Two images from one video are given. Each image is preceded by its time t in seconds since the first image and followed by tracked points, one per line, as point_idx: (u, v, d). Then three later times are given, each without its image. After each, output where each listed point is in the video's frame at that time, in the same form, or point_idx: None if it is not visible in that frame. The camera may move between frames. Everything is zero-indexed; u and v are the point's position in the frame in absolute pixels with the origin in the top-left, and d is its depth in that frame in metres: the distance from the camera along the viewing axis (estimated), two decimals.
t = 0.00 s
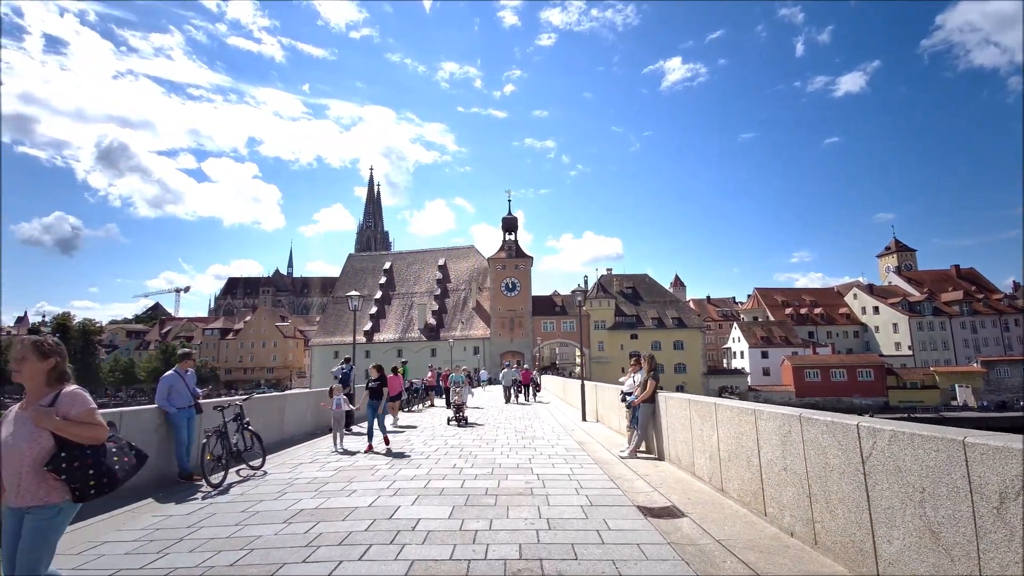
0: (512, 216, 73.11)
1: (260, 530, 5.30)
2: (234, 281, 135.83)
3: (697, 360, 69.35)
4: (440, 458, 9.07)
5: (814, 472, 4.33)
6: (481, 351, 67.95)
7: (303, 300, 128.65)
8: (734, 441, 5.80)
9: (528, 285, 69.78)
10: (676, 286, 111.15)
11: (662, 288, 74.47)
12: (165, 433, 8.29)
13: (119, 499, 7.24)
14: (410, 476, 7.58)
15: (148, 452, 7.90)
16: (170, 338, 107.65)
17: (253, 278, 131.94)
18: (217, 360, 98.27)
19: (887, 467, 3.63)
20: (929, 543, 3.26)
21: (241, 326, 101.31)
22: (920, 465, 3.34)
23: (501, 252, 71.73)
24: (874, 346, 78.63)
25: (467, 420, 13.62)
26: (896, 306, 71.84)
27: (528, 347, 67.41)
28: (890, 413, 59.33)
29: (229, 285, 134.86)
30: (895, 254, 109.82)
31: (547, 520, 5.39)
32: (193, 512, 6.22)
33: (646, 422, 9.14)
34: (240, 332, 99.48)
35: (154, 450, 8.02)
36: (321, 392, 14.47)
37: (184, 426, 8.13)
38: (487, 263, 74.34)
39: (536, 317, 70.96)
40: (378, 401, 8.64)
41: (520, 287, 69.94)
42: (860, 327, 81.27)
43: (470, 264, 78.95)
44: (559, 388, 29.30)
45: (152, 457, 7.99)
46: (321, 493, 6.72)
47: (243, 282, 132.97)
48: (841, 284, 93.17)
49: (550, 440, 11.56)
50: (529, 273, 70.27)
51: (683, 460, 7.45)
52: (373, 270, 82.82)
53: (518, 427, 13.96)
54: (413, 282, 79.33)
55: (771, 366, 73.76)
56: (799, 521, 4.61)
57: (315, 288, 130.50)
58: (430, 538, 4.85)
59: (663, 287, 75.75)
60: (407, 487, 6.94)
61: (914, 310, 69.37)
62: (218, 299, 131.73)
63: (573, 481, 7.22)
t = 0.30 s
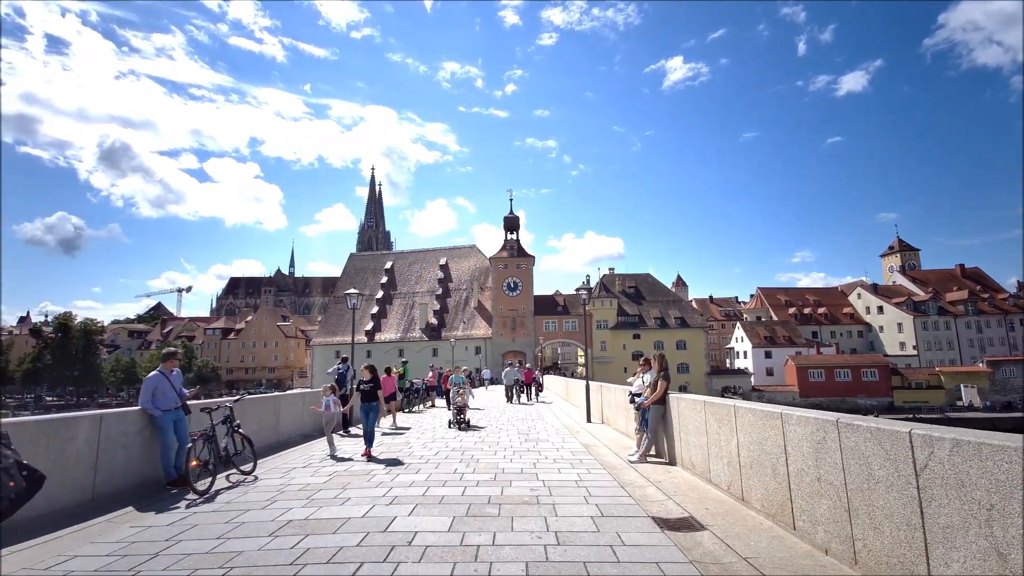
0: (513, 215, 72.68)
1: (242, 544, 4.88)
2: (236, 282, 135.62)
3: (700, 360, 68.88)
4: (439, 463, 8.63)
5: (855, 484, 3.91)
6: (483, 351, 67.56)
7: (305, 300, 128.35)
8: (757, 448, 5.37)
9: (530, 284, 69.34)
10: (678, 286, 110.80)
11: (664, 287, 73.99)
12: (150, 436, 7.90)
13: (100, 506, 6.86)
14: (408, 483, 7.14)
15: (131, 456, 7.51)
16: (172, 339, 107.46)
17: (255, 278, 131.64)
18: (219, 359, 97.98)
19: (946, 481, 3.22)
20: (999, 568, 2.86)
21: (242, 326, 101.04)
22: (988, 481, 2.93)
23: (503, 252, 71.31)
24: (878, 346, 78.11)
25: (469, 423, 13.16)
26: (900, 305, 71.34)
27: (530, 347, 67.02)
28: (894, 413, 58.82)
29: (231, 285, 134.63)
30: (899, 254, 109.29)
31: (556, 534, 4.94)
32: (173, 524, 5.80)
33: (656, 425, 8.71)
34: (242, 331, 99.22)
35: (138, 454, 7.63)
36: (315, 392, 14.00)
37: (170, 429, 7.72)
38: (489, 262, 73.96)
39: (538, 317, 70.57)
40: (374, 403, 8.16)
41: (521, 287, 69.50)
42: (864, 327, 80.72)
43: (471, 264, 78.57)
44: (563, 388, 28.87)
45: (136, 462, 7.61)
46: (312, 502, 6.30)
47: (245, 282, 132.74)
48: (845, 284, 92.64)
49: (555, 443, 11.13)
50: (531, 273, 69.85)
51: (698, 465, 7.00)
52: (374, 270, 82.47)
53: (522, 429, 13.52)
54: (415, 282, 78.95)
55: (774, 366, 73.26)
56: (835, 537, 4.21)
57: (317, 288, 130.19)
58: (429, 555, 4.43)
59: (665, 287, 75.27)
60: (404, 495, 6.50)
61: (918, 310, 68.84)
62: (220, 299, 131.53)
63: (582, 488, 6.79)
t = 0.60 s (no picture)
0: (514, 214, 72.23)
1: (218, 560, 4.45)
2: (237, 282, 135.28)
3: (702, 360, 68.42)
4: (436, 467, 8.20)
5: (904, 499, 3.51)
6: (484, 351, 67.14)
7: (306, 300, 127.99)
8: (781, 455, 4.95)
9: (531, 284, 68.88)
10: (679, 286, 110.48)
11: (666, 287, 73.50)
12: (131, 439, 7.46)
13: (73, 515, 6.44)
14: (403, 490, 6.70)
15: (109, 461, 7.08)
16: (172, 339, 107.21)
17: (256, 277, 131.22)
18: (219, 359, 97.62)
19: (1016, 497, 2.81)
20: None
21: (242, 326, 100.67)
22: None
23: (504, 251, 70.84)
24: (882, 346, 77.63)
25: (468, 426, 12.65)
26: (904, 305, 70.84)
27: (531, 347, 66.60)
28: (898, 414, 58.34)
29: (232, 285, 134.28)
30: (901, 254, 108.83)
31: (562, 550, 4.51)
32: (147, 536, 5.39)
33: (665, 427, 8.25)
34: (242, 331, 98.87)
35: (117, 459, 7.19)
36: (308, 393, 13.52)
37: (154, 432, 7.18)
38: (490, 262, 73.53)
39: (539, 317, 70.15)
40: (365, 405, 7.71)
41: (522, 286, 69.06)
42: (867, 327, 80.22)
43: (472, 263, 78.14)
44: (564, 388, 28.39)
45: (114, 467, 7.16)
46: (299, 511, 5.88)
47: (245, 282, 132.40)
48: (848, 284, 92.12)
49: (558, 445, 10.66)
50: (532, 272, 69.42)
51: (712, 472, 6.56)
52: (374, 269, 82.07)
53: (523, 430, 13.05)
54: (416, 281, 78.53)
55: (777, 366, 72.78)
56: (875, 556, 3.82)
57: (317, 288, 129.77)
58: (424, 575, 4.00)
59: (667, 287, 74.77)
60: (398, 503, 6.07)
61: (922, 310, 68.32)
62: (221, 299, 131.23)
63: (588, 496, 6.36)
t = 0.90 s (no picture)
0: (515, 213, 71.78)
1: None
2: (238, 281, 134.98)
3: (704, 360, 67.93)
4: (432, 473, 7.75)
5: (957, 516, 3.10)
6: (485, 351, 66.73)
7: (307, 299, 127.46)
8: (807, 463, 4.54)
9: (533, 283, 68.43)
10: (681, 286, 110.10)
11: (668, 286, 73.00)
12: (110, 442, 6.99)
13: (45, 524, 6.03)
14: (397, 499, 6.26)
15: (86, 466, 6.63)
16: (173, 338, 106.92)
17: (257, 277, 130.84)
18: (219, 360, 97.28)
19: None
20: None
21: (243, 326, 100.32)
22: None
23: (505, 250, 70.33)
24: (885, 346, 77.06)
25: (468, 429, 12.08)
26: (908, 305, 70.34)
27: (533, 346, 66.18)
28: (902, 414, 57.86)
29: (233, 285, 134.00)
30: (904, 253, 108.25)
31: (568, 568, 4.07)
32: (116, 551, 4.97)
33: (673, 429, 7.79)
34: (243, 331, 98.53)
35: (95, 462, 6.75)
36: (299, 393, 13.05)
37: (140, 435, 6.42)
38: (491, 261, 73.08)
39: (540, 316, 69.69)
40: (354, 409, 7.40)
41: (524, 285, 68.61)
42: (870, 326, 79.65)
43: (473, 262, 77.69)
44: (567, 388, 27.93)
45: (92, 472, 6.70)
46: (283, 522, 5.44)
47: (246, 281, 132.02)
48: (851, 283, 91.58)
49: (560, 448, 10.21)
50: (533, 271, 68.95)
51: (727, 480, 6.12)
52: (375, 269, 81.65)
53: (524, 432, 12.58)
54: (416, 281, 78.08)
55: (780, 366, 72.29)
56: None
57: (319, 287, 129.35)
58: None
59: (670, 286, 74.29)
60: (391, 513, 5.63)
61: (926, 310, 67.88)
62: (222, 299, 130.97)
63: (595, 504, 5.92)
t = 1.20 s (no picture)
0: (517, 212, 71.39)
1: None
2: (240, 281, 134.87)
3: (708, 360, 67.45)
4: (429, 479, 7.31)
5: None
6: (487, 351, 66.36)
7: (309, 299, 127.30)
8: (841, 474, 4.12)
9: (535, 283, 68.03)
10: (683, 286, 109.67)
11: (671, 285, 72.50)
12: (86, 447, 6.60)
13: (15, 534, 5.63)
14: (390, 509, 5.82)
15: (61, 472, 6.24)
16: (175, 338, 106.74)
17: (259, 277, 130.57)
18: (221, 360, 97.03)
19: None
20: None
21: (245, 326, 100.08)
22: None
23: (507, 249, 69.86)
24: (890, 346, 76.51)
25: (469, 435, 11.49)
26: (913, 304, 69.80)
27: (535, 346, 65.77)
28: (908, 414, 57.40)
29: (235, 285, 133.82)
30: (908, 253, 107.66)
31: None
32: (81, 567, 4.55)
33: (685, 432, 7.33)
34: (245, 331, 98.30)
35: (71, 467, 6.35)
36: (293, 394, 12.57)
37: (114, 438, 6.15)
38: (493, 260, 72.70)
39: (542, 316, 69.27)
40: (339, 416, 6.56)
41: (526, 285, 68.21)
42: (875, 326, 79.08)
43: (475, 262, 77.32)
44: (570, 387, 27.52)
45: (67, 479, 6.31)
46: (265, 535, 5.02)
47: (248, 282, 131.74)
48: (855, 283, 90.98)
49: (565, 452, 9.76)
50: (535, 271, 68.53)
51: (746, 488, 5.69)
52: (376, 268, 81.28)
53: (527, 434, 12.15)
54: (418, 281, 77.71)
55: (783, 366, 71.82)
56: None
57: (320, 287, 129.20)
58: None
59: (673, 285, 73.79)
60: (384, 526, 5.19)
61: (931, 309, 67.40)
62: (224, 299, 130.83)
63: (604, 515, 5.48)
